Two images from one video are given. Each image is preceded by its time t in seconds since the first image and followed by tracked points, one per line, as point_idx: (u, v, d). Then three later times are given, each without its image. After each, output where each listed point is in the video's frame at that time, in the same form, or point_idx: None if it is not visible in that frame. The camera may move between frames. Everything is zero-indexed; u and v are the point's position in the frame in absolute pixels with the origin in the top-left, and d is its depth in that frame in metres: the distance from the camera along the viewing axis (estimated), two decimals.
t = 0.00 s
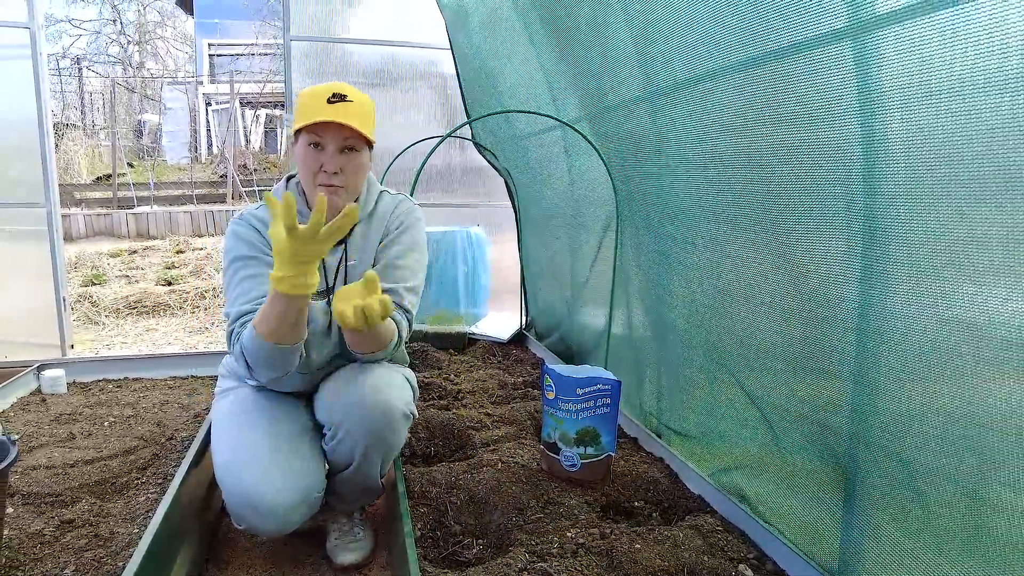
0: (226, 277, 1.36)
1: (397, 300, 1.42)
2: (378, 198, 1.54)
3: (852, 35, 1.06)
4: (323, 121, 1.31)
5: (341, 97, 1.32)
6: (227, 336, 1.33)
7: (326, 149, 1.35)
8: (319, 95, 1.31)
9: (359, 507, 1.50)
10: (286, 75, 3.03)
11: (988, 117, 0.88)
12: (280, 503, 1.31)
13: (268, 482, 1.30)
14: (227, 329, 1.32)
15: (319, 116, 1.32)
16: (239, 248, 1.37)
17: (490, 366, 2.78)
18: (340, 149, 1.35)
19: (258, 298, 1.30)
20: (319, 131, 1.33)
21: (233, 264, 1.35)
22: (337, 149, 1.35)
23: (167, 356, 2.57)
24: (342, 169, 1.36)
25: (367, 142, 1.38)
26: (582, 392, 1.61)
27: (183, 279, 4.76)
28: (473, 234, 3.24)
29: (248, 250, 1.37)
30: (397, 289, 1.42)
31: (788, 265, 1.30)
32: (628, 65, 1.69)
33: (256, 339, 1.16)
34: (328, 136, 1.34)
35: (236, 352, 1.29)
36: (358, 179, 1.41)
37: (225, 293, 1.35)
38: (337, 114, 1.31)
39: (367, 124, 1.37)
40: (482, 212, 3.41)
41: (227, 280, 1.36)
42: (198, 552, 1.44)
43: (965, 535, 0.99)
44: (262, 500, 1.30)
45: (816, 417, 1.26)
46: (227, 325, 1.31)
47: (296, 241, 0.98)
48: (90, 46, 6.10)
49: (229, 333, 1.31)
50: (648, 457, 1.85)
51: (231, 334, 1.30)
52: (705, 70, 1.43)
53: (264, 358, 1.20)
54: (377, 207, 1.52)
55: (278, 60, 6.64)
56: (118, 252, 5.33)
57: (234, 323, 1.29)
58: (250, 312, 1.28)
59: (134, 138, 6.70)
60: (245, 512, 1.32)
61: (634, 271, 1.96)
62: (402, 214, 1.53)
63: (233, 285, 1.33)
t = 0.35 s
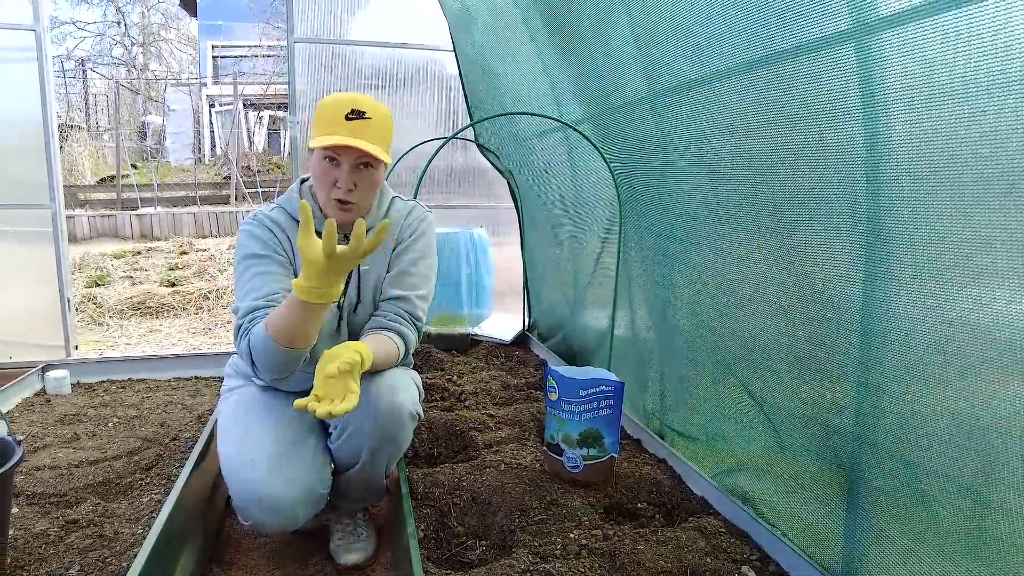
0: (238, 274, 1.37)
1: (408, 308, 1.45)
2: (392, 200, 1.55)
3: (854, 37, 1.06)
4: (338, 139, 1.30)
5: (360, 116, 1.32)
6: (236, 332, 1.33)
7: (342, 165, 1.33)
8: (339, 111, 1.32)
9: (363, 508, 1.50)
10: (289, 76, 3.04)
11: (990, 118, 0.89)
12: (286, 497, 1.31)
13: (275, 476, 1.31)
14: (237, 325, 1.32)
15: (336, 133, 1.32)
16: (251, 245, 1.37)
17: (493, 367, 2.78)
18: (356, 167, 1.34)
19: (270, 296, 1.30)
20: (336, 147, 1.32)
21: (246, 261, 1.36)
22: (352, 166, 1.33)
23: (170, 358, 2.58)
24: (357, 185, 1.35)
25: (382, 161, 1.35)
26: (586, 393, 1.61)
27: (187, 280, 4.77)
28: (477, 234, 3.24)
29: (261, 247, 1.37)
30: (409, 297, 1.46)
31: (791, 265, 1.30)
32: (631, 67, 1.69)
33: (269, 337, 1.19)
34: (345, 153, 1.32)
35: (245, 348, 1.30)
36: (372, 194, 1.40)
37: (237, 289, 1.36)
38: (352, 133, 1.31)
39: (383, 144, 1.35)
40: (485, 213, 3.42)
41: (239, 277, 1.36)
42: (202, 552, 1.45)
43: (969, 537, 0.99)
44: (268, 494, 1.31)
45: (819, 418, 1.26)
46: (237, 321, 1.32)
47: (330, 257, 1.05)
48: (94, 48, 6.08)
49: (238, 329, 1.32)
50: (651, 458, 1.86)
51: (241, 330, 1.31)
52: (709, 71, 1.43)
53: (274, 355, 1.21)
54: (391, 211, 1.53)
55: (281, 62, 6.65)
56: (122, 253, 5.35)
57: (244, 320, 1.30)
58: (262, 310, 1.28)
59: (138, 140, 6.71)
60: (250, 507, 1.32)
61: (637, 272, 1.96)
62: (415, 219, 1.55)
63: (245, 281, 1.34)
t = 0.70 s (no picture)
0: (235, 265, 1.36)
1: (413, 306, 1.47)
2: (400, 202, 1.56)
3: (856, 36, 1.06)
4: (369, 154, 1.28)
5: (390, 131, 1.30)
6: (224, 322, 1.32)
7: (371, 181, 1.30)
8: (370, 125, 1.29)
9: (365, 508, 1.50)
10: (293, 77, 3.04)
11: (991, 116, 0.89)
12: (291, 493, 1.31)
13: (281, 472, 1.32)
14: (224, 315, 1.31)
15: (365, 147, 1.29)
16: (255, 240, 1.36)
17: (496, 367, 2.78)
18: (384, 182, 1.31)
19: (264, 292, 1.31)
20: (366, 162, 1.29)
21: (245, 254, 1.35)
22: (382, 181, 1.30)
23: (174, 357, 2.59)
24: (385, 199, 1.33)
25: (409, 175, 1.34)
26: (588, 393, 1.61)
27: (190, 280, 4.79)
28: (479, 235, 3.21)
29: (264, 243, 1.37)
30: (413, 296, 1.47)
31: (792, 265, 1.30)
32: (633, 67, 1.69)
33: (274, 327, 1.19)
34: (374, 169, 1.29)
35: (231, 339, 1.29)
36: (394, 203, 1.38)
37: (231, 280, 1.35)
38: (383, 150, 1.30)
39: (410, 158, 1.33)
40: (488, 214, 3.42)
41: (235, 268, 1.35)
42: (206, 550, 1.45)
43: (970, 536, 0.99)
44: (272, 490, 1.31)
45: (821, 418, 1.26)
46: (226, 310, 1.30)
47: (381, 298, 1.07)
48: (99, 49, 6.21)
49: (226, 320, 1.30)
50: (653, 458, 1.86)
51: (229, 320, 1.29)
52: (711, 70, 1.43)
53: (268, 352, 1.21)
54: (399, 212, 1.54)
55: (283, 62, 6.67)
56: (126, 253, 5.37)
57: (233, 311, 1.29)
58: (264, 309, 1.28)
59: (141, 140, 6.74)
60: (253, 503, 1.32)
61: (639, 273, 1.96)
62: (421, 221, 1.55)
63: (245, 273, 1.32)
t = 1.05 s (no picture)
0: (282, 258, 1.28)
1: (406, 307, 1.44)
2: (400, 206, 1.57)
3: (860, 35, 1.06)
4: (385, 162, 1.29)
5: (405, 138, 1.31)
6: (285, 315, 1.22)
7: (385, 189, 1.31)
8: (382, 136, 1.31)
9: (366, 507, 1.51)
10: (295, 78, 3.05)
11: (995, 115, 0.89)
12: (277, 490, 1.33)
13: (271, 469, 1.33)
14: (290, 308, 1.21)
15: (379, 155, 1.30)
16: (299, 237, 1.32)
17: (498, 368, 2.78)
18: (397, 191, 1.32)
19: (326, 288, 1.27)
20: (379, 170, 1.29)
21: (298, 249, 1.29)
22: (396, 189, 1.32)
23: (177, 357, 2.59)
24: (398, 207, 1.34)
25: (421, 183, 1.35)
26: (591, 393, 1.61)
27: (193, 280, 4.81)
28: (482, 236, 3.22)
29: (306, 242, 1.33)
30: (405, 296, 1.45)
31: (795, 265, 1.30)
32: (636, 68, 1.70)
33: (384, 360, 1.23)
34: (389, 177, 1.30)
35: (301, 336, 1.20)
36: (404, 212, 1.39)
37: (282, 274, 1.26)
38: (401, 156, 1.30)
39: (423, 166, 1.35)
40: (490, 214, 3.42)
41: (285, 262, 1.27)
42: (209, 550, 1.46)
43: (974, 536, 0.99)
44: (263, 486, 1.33)
45: (824, 418, 1.26)
46: (295, 303, 1.21)
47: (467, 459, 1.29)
48: (102, 50, 6.25)
49: (293, 315, 1.21)
50: (656, 459, 1.86)
51: (298, 315, 1.21)
52: (712, 71, 1.43)
53: (369, 363, 1.19)
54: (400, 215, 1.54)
55: (286, 63, 6.71)
56: (130, 254, 5.38)
57: (309, 306, 1.21)
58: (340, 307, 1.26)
59: (145, 141, 6.76)
60: (246, 496, 1.36)
61: (642, 273, 1.96)
62: (419, 225, 1.57)
63: (304, 267, 1.27)
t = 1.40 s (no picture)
0: (291, 277, 1.26)
1: (407, 308, 1.45)
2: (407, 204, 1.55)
3: (861, 33, 1.06)
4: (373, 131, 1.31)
5: (393, 111, 1.34)
6: (298, 341, 1.22)
7: (373, 157, 1.33)
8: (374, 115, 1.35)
9: (368, 506, 1.51)
10: (297, 77, 3.05)
11: (997, 113, 0.88)
12: (276, 492, 1.34)
13: (270, 471, 1.33)
14: (302, 334, 1.22)
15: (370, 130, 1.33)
16: (306, 250, 1.29)
17: (499, 367, 2.78)
18: (387, 162, 1.34)
19: (334, 309, 1.25)
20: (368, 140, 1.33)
21: (307, 266, 1.28)
22: (384, 159, 1.34)
23: (178, 356, 2.59)
24: (389, 178, 1.34)
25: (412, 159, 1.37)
26: (592, 392, 1.61)
27: (195, 280, 4.81)
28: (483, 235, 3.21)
29: (314, 254, 1.31)
30: (408, 296, 1.45)
31: (795, 263, 1.30)
32: (636, 67, 1.70)
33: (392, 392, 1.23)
34: (377, 145, 1.33)
35: (312, 365, 1.21)
36: (401, 194, 1.38)
37: (292, 295, 1.25)
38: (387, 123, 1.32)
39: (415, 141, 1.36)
40: (491, 214, 3.42)
41: (294, 281, 1.26)
42: (211, 548, 1.45)
43: (975, 535, 0.98)
44: (264, 487, 1.34)
45: (825, 417, 1.26)
46: (308, 330, 1.22)
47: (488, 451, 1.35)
48: (104, 50, 6.27)
49: (306, 341, 1.22)
50: (657, 457, 1.86)
51: (311, 341, 1.22)
52: (712, 70, 1.43)
53: (380, 392, 1.21)
54: (408, 215, 1.53)
55: (288, 63, 6.73)
56: (131, 253, 5.39)
57: (321, 333, 1.22)
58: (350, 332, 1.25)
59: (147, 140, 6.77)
60: (246, 497, 1.36)
61: (643, 272, 1.96)
62: (427, 224, 1.56)
63: (313, 287, 1.26)
